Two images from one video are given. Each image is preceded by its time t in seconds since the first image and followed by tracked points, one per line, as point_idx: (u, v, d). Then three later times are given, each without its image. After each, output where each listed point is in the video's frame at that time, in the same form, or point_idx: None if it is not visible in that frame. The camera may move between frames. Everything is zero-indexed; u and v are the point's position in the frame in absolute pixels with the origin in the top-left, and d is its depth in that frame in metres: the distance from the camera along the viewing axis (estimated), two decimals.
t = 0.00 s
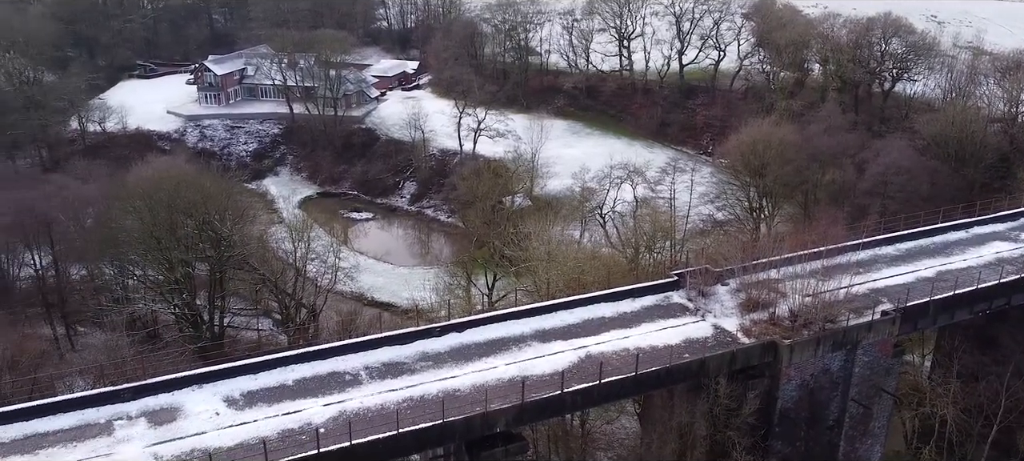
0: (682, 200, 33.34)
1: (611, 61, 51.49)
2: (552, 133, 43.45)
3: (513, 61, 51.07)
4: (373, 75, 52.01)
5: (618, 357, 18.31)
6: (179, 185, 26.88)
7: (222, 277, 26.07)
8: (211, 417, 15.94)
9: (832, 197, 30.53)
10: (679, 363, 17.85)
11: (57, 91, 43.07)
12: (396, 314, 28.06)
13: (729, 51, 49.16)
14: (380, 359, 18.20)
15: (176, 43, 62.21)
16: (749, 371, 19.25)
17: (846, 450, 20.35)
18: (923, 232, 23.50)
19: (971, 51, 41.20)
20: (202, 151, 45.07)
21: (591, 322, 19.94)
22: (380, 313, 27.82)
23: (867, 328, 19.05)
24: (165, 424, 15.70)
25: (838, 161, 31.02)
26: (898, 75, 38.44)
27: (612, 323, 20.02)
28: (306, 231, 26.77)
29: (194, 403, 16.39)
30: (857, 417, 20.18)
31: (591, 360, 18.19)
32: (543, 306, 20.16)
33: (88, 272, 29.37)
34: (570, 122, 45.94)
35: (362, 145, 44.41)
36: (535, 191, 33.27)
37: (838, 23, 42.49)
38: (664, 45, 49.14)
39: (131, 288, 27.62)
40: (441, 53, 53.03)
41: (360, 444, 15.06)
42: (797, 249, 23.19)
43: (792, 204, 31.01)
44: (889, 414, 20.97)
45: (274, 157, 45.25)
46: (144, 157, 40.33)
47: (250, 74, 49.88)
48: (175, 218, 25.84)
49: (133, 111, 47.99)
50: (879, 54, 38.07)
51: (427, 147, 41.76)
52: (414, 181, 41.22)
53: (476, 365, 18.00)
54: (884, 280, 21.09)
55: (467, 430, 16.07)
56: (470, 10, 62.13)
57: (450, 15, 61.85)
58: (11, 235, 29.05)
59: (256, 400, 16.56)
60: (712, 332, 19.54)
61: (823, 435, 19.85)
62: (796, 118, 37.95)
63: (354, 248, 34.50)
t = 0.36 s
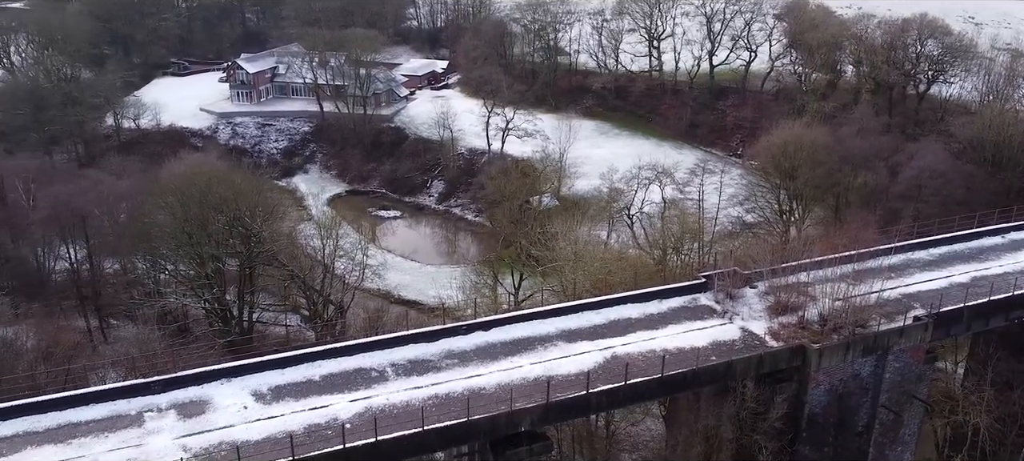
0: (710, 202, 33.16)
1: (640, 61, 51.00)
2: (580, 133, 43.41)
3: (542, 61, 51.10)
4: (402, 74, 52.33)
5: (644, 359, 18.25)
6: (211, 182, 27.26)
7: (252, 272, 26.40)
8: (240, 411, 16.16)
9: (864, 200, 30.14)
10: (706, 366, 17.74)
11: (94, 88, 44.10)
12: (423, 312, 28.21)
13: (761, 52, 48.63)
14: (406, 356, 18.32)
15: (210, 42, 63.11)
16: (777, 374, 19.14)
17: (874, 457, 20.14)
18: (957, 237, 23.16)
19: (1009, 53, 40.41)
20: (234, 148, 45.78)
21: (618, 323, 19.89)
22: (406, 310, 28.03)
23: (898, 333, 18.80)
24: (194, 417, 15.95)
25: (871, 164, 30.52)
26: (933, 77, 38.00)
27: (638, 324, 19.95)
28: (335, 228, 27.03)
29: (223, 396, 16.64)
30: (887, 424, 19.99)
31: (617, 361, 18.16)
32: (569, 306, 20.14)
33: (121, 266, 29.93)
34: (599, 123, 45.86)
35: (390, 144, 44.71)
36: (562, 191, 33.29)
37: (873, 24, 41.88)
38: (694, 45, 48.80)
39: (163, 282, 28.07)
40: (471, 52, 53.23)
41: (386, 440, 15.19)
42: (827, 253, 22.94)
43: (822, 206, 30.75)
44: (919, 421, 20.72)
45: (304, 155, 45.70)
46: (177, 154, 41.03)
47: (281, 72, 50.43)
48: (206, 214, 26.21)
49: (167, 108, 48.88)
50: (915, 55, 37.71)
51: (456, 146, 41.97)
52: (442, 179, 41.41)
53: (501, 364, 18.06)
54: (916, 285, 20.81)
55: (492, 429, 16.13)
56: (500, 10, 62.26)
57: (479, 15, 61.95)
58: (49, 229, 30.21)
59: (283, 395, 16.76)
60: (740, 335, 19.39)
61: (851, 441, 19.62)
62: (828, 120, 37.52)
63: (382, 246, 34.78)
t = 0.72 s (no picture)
0: (739, 204, 32.91)
1: (670, 62, 50.73)
2: (609, 134, 43.32)
3: (572, 61, 51.11)
4: (431, 74, 52.61)
5: (670, 361, 18.16)
6: (242, 179, 27.61)
7: (281, 269, 26.71)
8: (267, 405, 16.37)
9: (897, 204, 29.59)
10: (733, 369, 17.60)
11: (129, 86, 45.33)
12: (449, 310, 28.32)
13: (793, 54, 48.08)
14: (432, 354, 18.42)
15: (243, 40, 63.96)
16: (805, 379, 18.87)
17: None
18: (992, 243, 22.74)
19: None
20: (264, 146, 46.22)
21: (644, 324, 19.82)
22: (433, 308, 28.20)
23: (931, 340, 18.47)
24: (223, 410, 16.18)
25: (905, 167, 30.09)
26: (970, 79, 37.44)
27: (665, 325, 19.87)
28: (363, 226, 27.23)
29: (251, 391, 16.87)
30: (918, 431, 19.73)
31: (644, 363, 18.10)
32: (596, 307, 20.10)
33: (154, 260, 30.45)
34: (628, 123, 45.74)
35: (419, 143, 44.96)
36: (590, 191, 33.27)
37: (909, 25, 41.24)
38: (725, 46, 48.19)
39: (194, 277, 28.51)
40: (500, 53, 53.41)
41: (410, 437, 15.29)
42: (859, 257, 22.68)
43: (854, 210, 30.37)
44: (952, 430, 20.40)
45: (333, 153, 46.10)
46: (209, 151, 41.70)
47: (312, 71, 50.96)
48: (237, 211, 26.54)
49: (200, 105, 49.66)
50: (951, 57, 37.35)
51: (484, 146, 42.10)
52: (469, 179, 41.56)
53: (527, 363, 18.09)
54: (950, 291, 20.48)
55: (516, 428, 16.15)
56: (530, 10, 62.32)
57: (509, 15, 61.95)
58: (84, 223, 30.72)
59: (310, 390, 16.95)
60: (768, 338, 19.22)
61: (881, 447, 19.35)
62: (861, 123, 37.07)
63: (410, 244, 35.01)
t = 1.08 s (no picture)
0: (770, 207, 32.61)
1: (701, 63, 50.56)
2: (639, 135, 43.16)
3: (602, 61, 51.03)
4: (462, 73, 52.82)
5: (698, 363, 18.07)
6: (273, 176, 27.97)
7: (310, 265, 26.99)
8: (295, 400, 16.58)
9: (933, 209, 29.30)
10: (762, 373, 17.46)
11: (164, 83, 46.25)
12: (475, 309, 28.41)
13: (827, 55, 47.51)
14: (459, 352, 18.52)
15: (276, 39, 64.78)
16: (835, 384, 18.61)
17: None
18: None
19: None
20: (296, 143, 46.61)
21: (672, 326, 19.74)
22: (460, 307, 28.34)
23: (965, 347, 18.17)
24: (252, 404, 16.42)
25: (941, 171, 29.73)
26: (1009, 83, 36.70)
27: (694, 328, 19.77)
28: (392, 224, 27.42)
29: (280, 385, 17.09)
30: (951, 439, 19.61)
31: (671, 365, 18.03)
32: (623, 308, 20.06)
33: (186, 255, 30.95)
34: (657, 124, 45.55)
35: (448, 142, 45.15)
36: (619, 192, 33.20)
37: (947, 27, 40.76)
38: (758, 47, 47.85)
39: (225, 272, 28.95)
40: (530, 53, 53.51)
41: (436, 435, 15.38)
42: (891, 262, 22.39)
43: (887, 214, 29.95)
44: (987, 439, 20.26)
45: (364, 151, 46.51)
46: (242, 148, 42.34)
47: (344, 70, 51.42)
48: (268, 207, 26.86)
49: (233, 103, 50.17)
50: (990, 60, 36.76)
51: (513, 146, 42.14)
52: (498, 179, 41.69)
53: (553, 363, 18.10)
54: (986, 298, 20.14)
55: (542, 428, 16.16)
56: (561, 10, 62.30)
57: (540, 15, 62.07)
58: (120, 217, 31.53)
59: (338, 386, 17.13)
60: (798, 343, 19.04)
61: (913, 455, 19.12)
62: (895, 126, 36.60)
63: (438, 243, 35.22)
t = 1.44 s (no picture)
0: (803, 210, 32.30)
1: (734, 64, 50.14)
2: (670, 136, 42.94)
3: (634, 62, 50.85)
4: (493, 73, 52.96)
5: (727, 367, 17.95)
6: (305, 173, 28.31)
7: (341, 262, 27.29)
8: (324, 395, 16.79)
9: (971, 214, 29.11)
10: (791, 377, 17.30)
11: (200, 81, 47.11)
12: (503, 308, 28.51)
13: (863, 57, 46.87)
14: (487, 351, 18.61)
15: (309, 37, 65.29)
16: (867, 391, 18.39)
17: None
18: None
19: None
20: (327, 141, 47.17)
21: (701, 328, 19.64)
22: (489, 306, 28.48)
23: (1003, 355, 17.88)
24: (281, 398, 16.66)
25: (980, 176, 29.43)
26: None
27: (722, 331, 19.65)
28: (422, 222, 27.61)
29: (309, 380, 17.31)
30: (986, 449, 19.29)
31: (699, 367, 17.94)
32: (651, 309, 20.00)
33: (219, 251, 31.43)
34: (688, 125, 45.29)
35: (479, 141, 45.28)
36: (649, 193, 33.10)
37: (988, 28, 39.80)
38: (792, 48, 47.33)
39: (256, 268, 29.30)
40: (562, 53, 53.47)
41: (463, 433, 15.48)
42: (926, 267, 22.09)
43: (923, 218, 29.51)
44: None
45: (394, 149, 46.88)
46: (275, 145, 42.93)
47: (376, 69, 51.79)
48: (300, 204, 27.11)
49: (267, 100, 50.89)
50: None
51: (544, 145, 42.12)
52: (528, 178, 41.77)
53: (580, 363, 18.11)
54: None
55: (569, 428, 16.18)
56: (593, 9, 62.13)
57: (572, 15, 61.95)
58: (155, 212, 32.26)
59: (366, 382, 17.31)
60: (829, 348, 18.82)
61: None
62: (932, 130, 36.03)
63: (467, 242, 35.40)
